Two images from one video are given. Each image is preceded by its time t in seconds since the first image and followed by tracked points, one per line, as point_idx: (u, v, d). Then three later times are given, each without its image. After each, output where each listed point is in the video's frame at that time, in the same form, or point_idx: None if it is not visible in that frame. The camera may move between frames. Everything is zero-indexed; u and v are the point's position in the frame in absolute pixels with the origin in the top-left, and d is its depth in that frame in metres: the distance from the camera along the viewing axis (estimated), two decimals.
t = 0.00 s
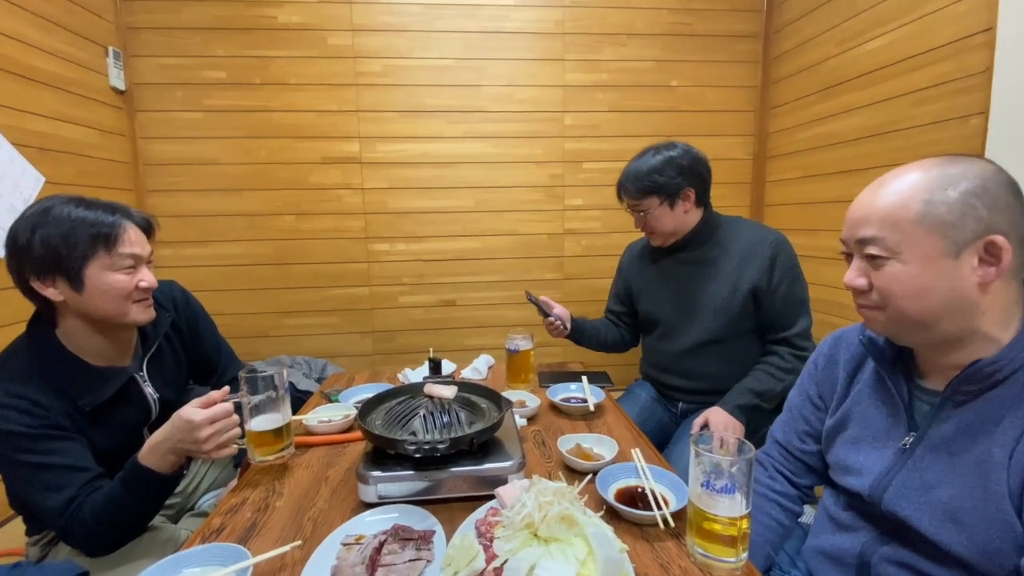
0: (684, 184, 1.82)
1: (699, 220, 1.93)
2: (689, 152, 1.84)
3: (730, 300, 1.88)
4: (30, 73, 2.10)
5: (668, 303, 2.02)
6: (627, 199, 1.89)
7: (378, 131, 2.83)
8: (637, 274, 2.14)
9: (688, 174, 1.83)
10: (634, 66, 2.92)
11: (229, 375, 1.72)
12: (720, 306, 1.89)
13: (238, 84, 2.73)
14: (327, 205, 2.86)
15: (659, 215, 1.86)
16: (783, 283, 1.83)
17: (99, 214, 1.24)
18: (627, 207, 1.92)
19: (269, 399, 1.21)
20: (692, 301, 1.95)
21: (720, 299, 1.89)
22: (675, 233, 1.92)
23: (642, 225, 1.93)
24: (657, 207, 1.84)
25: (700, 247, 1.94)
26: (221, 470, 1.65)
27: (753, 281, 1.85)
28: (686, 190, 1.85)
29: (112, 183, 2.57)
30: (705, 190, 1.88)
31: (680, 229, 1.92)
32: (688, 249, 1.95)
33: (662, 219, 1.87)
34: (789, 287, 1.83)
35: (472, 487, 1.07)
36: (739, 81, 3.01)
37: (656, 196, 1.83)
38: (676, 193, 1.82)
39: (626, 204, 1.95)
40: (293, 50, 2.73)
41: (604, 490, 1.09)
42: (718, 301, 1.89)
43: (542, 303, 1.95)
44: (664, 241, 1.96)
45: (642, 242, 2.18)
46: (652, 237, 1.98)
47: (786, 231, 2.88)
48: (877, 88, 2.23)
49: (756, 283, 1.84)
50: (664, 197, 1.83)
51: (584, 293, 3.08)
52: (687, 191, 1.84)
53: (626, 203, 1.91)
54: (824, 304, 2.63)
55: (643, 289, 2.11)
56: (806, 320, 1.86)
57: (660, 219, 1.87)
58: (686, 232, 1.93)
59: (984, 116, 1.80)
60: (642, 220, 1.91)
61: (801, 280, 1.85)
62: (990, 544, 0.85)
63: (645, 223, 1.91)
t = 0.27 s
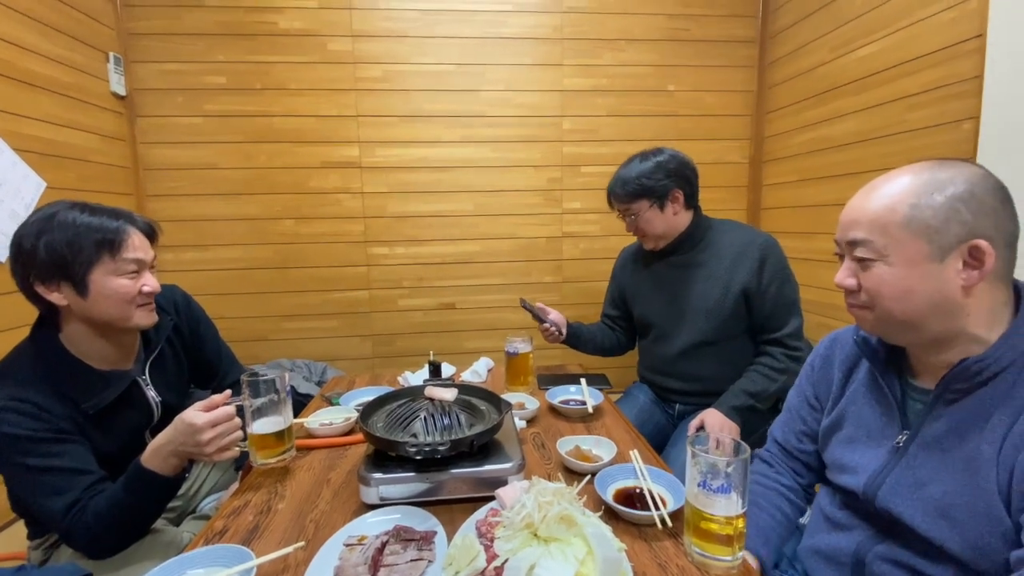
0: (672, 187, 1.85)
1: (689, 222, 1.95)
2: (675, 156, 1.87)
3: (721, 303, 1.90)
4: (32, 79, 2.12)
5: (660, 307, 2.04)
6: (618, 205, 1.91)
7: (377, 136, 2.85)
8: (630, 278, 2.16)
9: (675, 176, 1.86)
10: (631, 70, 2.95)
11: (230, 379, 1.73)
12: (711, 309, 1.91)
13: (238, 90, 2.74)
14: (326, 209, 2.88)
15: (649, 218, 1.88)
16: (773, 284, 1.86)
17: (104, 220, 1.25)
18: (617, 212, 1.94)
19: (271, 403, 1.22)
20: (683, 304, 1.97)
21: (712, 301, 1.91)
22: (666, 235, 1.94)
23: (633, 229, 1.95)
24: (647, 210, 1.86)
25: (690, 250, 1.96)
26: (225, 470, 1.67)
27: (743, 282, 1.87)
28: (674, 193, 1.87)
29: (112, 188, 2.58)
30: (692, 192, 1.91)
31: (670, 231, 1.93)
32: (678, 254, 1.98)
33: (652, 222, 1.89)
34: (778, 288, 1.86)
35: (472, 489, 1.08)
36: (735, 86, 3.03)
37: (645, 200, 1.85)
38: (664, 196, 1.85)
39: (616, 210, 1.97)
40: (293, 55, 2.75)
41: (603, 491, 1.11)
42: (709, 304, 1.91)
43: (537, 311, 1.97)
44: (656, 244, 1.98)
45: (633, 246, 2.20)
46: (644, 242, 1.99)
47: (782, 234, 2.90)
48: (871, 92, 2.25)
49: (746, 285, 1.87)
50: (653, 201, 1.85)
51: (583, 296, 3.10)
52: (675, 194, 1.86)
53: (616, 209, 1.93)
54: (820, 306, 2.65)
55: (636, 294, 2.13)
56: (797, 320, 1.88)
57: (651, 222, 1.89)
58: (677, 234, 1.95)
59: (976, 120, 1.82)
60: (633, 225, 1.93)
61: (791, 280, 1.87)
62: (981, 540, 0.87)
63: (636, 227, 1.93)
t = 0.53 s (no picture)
0: (666, 193, 1.85)
1: (684, 226, 1.96)
2: (667, 162, 1.87)
3: (719, 306, 1.90)
4: (32, 83, 2.12)
5: (657, 311, 2.04)
6: (613, 213, 1.91)
7: (377, 139, 2.85)
8: (628, 282, 2.16)
9: (669, 182, 1.86)
10: (631, 74, 2.95)
11: (230, 384, 1.73)
12: (708, 312, 1.92)
13: (238, 93, 2.75)
14: (327, 212, 2.88)
15: (645, 225, 1.89)
16: (770, 287, 1.86)
17: (107, 226, 1.25)
18: (613, 220, 1.95)
19: (275, 410, 1.22)
20: (679, 308, 1.98)
21: (709, 305, 1.92)
22: (661, 241, 1.94)
23: (630, 236, 1.96)
24: (642, 217, 1.87)
25: (686, 255, 1.97)
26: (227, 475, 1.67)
27: (740, 286, 1.87)
28: (668, 198, 1.88)
29: (112, 192, 2.58)
30: (686, 197, 1.91)
31: (666, 237, 1.94)
32: (673, 258, 1.99)
33: (649, 228, 1.90)
34: (775, 291, 1.86)
35: (474, 495, 1.08)
36: (734, 90, 3.04)
37: (640, 207, 1.86)
38: (659, 202, 1.85)
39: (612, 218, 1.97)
40: (293, 59, 2.75)
41: (605, 497, 1.11)
42: (707, 308, 1.92)
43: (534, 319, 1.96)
44: (652, 250, 1.99)
45: (631, 251, 2.21)
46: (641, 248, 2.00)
47: (782, 237, 2.91)
48: (869, 97, 2.26)
49: (743, 289, 1.87)
50: (648, 207, 1.86)
51: (582, 300, 3.10)
52: (670, 199, 1.87)
53: (613, 217, 1.93)
54: (820, 309, 2.65)
55: (634, 298, 2.13)
56: (795, 322, 1.88)
57: (646, 228, 1.90)
58: (673, 239, 1.96)
59: (974, 126, 1.82)
60: (629, 232, 1.94)
61: (788, 283, 1.87)
62: (975, 540, 0.87)
63: (632, 234, 1.93)
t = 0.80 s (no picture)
0: (665, 192, 1.86)
1: (682, 226, 1.96)
2: (667, 161, 1.88)
3: (716, 307, 1.91)
4: (32, 82, 2.12)
5: (655, 311, 2.05)
6: (613, 212, 1.91)
7: (377, 139, 2.85)
8: (626, 283, 2.17)
9: (668, 182, 1.87)
10: (630, 75, 2.96)
11: (230, 383, 1.73)
12: (706, 312, 1.92)
13: (238, 93, 2.75)
14: (326, 212, 2.88)
15: (644, 223, 1.89)
16: (767, 287, 1.86)
17: (110, 224, 1.25)
18: (613, 219, 1.94)
19: (276, 411, 1.22)
20: (677, 308, 1.98)
21: (706, 305, 1.92)
22: (660, 240, 1.94)
23: (629, 235, 1.95)
24: (641, 215, 1.87)
25: (684, 255, 1.97)
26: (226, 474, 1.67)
27: (737, 287, 1.88)
28: (668, 197, 1.88)
29: (112, 191, 2.58)
30: (685, 197, 1.92)
31: (664, 236, 1.94)
32: (671, 258, 1.99)
33: (648, 227, 1.89)
34: (773, 290, 1.86)
35: (474, 495, 1.08)
36: (734, 90, 3.04)
37: (639, 205, 1.86)
38: (658, 201, 1.86)
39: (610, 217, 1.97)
40: (293, 59, 2.75)
41: (604, 497, 1.11)
42: (704, 308, 1.92)
43: (534, 317, 1.95)
44: (650, 249, 1.98)
45: (629, 251, 2.21)
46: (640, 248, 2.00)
47: (781, 238, 2.91)
48: (869, 98, 2.26)
49: (740, 289, 1.87)
50: (648, 206, 1.86)
51: (582, 300, 3.10)
52: (669, 198, 1.87)
53: (612, 215, 1.93)
54: (818, 310, 2.66)
55: (632, 298, 2.13)
56: (792, 322, 1.88)
57: (646, 227, 1.89)
58: (671, 239, 1.96)
59: (973, 127, 1.83)
60: (628, 231, 1.93)
61: (785, 283, 1.87)
62: (991, 534, 0.85)
63: (631, 233, 1.93)
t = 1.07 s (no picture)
0: (674, 188, 1.86)
1: (688, 226, 1.96)
2: (676, 159, 1.89)
3: (719, 307, 1.90)
4: (34, 79, 2.12)
5: (657, 311, 2.04)
6: (619, 206, 1.89)
7: (378, 138, 2.85)
8: (628, 282, 2.16)
9: (677, 179, 1.87)
10: (632, 75, 2.95)
11: (230, 381, 1.73)
12: (709, 313, 1.92)
13: (239, 91, 2.74)
14: (327, 210, 2.87)
15: (652, 219, 1.87)
16: (770, 288, 1.86)
17: (112, 223, 1.25)
18: (619, 214, 1.92)
19: (278, 408, 1.22)
20: (679, 308, 1.98)
21: (709, 305, 1.92)
22: (665, 238, 1.93)
23: (634, 232, 1.93)
24: (650, 211, 1.85)
25: (687, 255, 1.97)
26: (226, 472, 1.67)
27: (740, 287, 1.87)
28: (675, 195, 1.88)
29: (113, 188, 2.57)
30: (693, 196, 1.93)
31: (670, 234, 1.93)
32: (672, 259, 1.99)
33: (655, 223, 1.88)
34: (775, 291, 1.86)
35: (475, 494, 1.08)
36: (736, 91, 3.04)
37: (648, 200, 1.85)
38: (667, 197, 1.85)
39: (616, 213, 1.95)
40: (294, 57, 2.75)
41: (606, 497, 1.11)
42: (707, 308, 1.92)
43: (535, 322, 1.95)
44: (655, 247, 1.96)
45: (630, 251, 2.21)
46: (643, 245, 1.97)
47: (782, 239, 2.91)
48: (871, 99, 2.26)
49: (743, 290, 1.87)
50: (656, 201, 1.85)
51: (582, 300, 3.10)
52: (677, 195, 1.87)
53: (618, 211, 1.91)
54: (819, 311, 2.66)
55: (633, 298, 2.13)
56: (795, 324, 1.88)
57: (653, 223, 1.88)
58: (677, 237, 1.95)
59: (976, 129, 1.83)
60: (634, 227, 1.91)
61: (787, 284, 1.87)
62: (997, 537, 0.84)
63: (638, 229, 1.91)
